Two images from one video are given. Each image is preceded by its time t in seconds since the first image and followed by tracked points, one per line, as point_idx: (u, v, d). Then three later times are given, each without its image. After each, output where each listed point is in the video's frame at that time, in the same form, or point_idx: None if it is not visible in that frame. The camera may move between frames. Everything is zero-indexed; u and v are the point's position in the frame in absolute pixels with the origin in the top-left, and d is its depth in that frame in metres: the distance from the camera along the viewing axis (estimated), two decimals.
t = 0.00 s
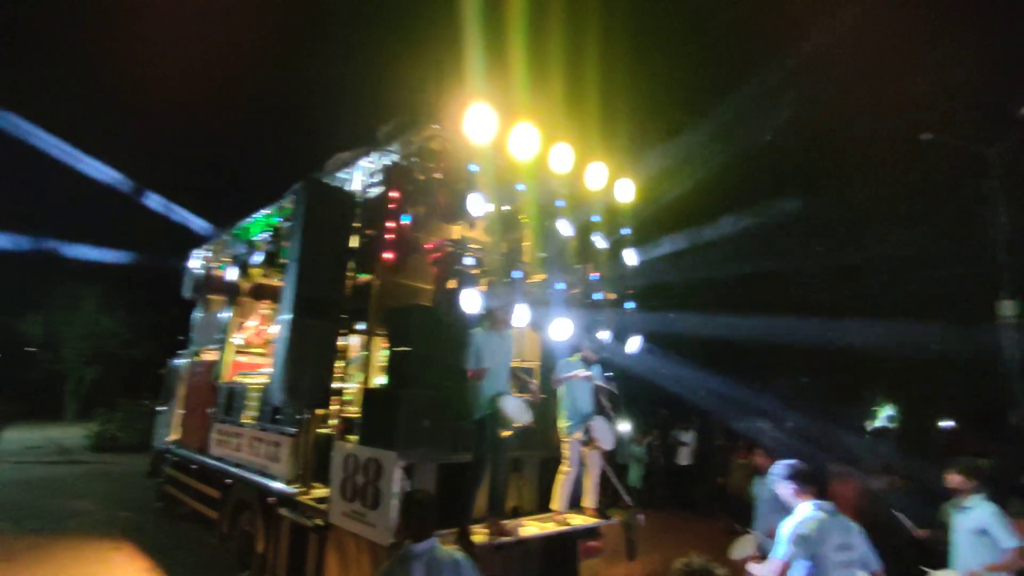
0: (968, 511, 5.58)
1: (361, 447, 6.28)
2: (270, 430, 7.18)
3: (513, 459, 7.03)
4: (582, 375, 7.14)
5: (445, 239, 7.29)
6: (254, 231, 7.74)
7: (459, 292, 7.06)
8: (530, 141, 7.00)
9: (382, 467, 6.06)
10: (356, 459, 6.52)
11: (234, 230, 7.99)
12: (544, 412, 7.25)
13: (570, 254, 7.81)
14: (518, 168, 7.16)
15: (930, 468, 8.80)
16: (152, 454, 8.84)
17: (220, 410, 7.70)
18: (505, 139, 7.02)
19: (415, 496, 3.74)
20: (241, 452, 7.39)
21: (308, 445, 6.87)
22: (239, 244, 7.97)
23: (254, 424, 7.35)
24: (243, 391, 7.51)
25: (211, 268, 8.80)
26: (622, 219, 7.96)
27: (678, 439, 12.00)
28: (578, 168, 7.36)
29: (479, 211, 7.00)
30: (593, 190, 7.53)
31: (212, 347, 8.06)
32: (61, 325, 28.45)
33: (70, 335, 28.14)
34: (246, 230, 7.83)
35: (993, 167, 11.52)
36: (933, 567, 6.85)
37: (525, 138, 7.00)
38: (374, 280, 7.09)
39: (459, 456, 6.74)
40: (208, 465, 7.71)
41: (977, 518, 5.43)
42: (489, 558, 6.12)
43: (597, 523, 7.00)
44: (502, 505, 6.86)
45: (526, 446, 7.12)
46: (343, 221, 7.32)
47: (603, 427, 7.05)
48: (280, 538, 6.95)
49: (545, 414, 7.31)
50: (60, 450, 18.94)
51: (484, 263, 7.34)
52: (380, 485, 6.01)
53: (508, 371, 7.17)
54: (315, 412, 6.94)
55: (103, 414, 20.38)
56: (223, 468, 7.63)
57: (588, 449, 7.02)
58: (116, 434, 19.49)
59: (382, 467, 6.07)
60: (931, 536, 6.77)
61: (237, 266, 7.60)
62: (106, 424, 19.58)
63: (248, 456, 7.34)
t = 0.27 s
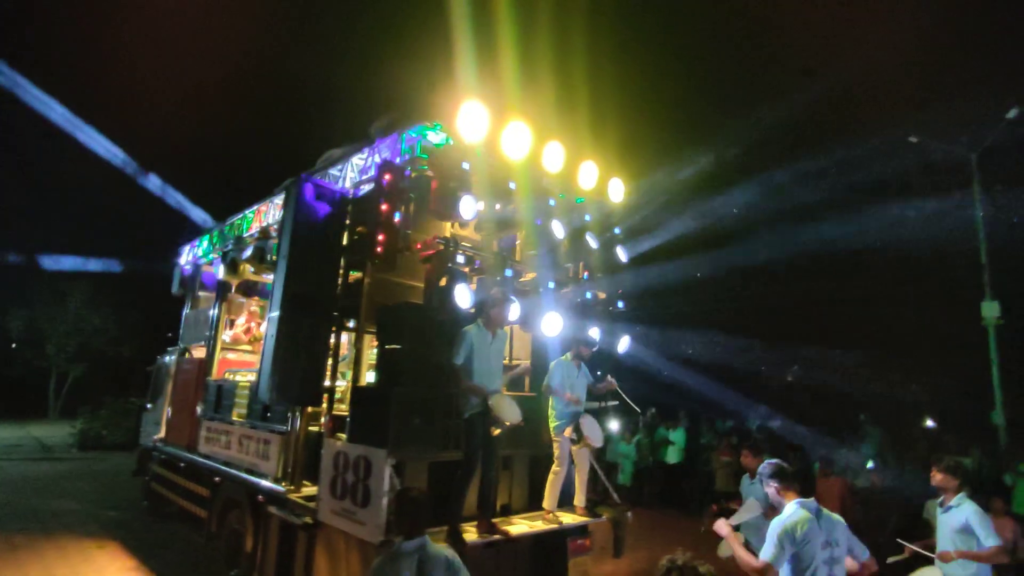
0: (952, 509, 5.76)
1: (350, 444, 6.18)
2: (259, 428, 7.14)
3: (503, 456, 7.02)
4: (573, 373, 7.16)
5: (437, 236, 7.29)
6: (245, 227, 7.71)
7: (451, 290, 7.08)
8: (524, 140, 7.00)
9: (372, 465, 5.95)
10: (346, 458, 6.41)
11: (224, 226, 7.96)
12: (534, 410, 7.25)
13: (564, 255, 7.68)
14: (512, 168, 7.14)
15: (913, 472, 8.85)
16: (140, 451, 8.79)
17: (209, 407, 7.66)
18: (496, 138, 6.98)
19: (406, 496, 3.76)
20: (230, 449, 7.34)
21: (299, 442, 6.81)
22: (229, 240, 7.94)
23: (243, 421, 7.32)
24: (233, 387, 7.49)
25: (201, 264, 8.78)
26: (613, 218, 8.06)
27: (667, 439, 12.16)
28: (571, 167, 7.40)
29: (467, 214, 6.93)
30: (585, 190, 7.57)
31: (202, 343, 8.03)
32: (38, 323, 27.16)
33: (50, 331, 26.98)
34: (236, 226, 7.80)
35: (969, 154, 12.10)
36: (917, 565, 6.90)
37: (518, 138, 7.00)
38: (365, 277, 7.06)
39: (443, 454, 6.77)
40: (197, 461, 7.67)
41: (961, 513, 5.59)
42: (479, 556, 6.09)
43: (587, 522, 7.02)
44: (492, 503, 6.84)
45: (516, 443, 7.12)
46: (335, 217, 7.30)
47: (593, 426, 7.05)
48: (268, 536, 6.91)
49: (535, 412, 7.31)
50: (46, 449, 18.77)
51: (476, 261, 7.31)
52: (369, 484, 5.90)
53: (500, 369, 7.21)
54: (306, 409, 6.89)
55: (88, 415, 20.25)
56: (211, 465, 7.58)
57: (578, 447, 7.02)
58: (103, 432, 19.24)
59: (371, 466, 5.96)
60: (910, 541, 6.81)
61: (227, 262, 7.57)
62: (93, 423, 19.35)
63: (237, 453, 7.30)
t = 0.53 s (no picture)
0: (943, 506, 5.63)
1: (347, 439, 6.11)
2: (253, 423, 7.09)
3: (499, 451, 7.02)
4: (570, 371, 7.26)
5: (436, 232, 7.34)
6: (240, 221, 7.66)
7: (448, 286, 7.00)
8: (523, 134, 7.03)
9: (369, 460, 5.86)
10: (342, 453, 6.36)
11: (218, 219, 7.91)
12: (530, 406, 7.25)
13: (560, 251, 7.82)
14: (510, 163, 7.20)
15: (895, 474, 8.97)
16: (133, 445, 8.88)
17: (202, 402, 7.70)
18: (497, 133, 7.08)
19: (405, 490, 3.75)
20: (223, 445, 7.34)
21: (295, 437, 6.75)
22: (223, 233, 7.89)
23: (236, 417, 7.30)
24: (227, 383, 7.50)
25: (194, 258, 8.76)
26: (609, 214, 8.19)
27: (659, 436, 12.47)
28: (565, 163, 7.54)
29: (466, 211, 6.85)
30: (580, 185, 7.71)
31: (196, 337, 8.03)
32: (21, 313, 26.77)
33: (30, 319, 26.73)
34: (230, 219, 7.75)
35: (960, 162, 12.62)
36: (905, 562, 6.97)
37: (516, 134, 6.95)
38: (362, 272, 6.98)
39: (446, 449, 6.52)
40: (189, 457, 7.71)
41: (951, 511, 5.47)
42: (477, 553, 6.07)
43: (581, 518, 7.05)
44: (488, 498, 6.83)
45: (511, 439, 7.12)
46: (332, 211, 7.26)
47: (589, 423, 7.11)
48: (261, 531, 6.85)
49: (530, 407, 7.31)
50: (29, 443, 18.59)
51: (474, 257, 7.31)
52: (367, 479, 5.79)
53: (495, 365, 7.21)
54: (302, 404, 6.82)
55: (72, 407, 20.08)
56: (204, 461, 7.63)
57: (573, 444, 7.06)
58: (92, 426, 19.06)
59: (369, 462, 5.86)
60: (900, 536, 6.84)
61: (222, 256, 7.53)
62: (81, 417, 19.12)
63: (230, 449, 7.30)
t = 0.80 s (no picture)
0: (935, 501, 5.56)
1: (342, 434, 5.93)
2: (249, 418, 7.06)
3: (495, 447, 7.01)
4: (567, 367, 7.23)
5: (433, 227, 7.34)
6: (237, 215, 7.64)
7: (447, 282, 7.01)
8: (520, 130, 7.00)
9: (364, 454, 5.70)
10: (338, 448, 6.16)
11: (215, 213, 7.89)
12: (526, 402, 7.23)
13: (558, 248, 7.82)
14: (507, 159, 7.21)
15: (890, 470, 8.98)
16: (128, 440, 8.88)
17: (198, 396, 7.68)
18: (495, 129, 7.02)
19: (403, 483, 3.53)
20: (219, 440, 7.32)
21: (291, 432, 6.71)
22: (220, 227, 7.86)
23: (232, 412, 7.29)
24: (223, 377, 7.48)
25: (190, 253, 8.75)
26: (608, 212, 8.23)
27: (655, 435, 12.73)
28: (565, 160, 7.47)
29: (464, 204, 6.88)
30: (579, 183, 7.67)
31: (192, 332, 8.01)
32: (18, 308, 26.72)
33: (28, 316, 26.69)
34: (227, 213, 7.73)
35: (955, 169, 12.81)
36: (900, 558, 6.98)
37: (514, 129, 6.95)
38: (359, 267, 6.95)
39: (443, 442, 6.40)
40: (185, 451, 7.70)
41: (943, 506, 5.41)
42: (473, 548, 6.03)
43: (578, 513, 7.07)
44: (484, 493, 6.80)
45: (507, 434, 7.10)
46: (329, 205, 7.22)
47: (586, 418, 7.08)
48: (257, 526, 6.82)
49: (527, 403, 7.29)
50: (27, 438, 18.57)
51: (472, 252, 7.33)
52: (361, 472, 5.65)
53: (492, 361, 7.22)
54: (298, 399, 6.78)
55: (70, 403, 20.08)
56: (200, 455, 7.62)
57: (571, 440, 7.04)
58: (88, 421, 19.08)
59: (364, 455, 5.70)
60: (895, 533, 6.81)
61: (219, 250, 7.50)
62: (76, 412, 19.13)
63: (226, 444, 7.28)
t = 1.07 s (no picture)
0: (932, 498, 5.52)
1: (341, 430, 5.92)
2: (249, 414, 7.08)
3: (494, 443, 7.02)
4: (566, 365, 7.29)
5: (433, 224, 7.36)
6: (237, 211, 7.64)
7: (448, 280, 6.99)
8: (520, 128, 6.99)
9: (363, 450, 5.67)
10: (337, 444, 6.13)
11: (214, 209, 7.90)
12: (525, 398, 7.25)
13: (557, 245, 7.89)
14: (506, 158, 7.21)
15: (886, 470, 9.00)
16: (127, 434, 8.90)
17: (198, 391, 7.70)
18: (496, 127, 6.98)
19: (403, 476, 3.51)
20: (219, 435, 7.34)
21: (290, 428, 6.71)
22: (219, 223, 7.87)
23: (232, 407, 7.30)
24: (222, 373, 7.50)
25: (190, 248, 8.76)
26: (607, 211, 8.27)
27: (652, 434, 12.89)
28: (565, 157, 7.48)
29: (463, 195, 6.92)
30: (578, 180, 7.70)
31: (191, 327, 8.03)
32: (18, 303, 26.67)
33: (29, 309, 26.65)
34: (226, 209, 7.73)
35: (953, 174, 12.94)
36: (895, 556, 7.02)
37: (514, 127, 6.94)
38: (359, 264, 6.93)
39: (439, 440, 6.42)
40: (185, 446, 7.72)
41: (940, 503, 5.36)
42: (471, 545, 6.04)
43: (575, 510, 7.09)
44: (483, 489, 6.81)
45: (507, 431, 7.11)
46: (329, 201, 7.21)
47: (584, 416, 7.13)
48: (256, 521, 6.83)
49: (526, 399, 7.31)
50: (28, 433, 18.56)
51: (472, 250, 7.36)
52: (360, 467, 5.63)
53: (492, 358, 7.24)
54: (298, 395, 6.79)
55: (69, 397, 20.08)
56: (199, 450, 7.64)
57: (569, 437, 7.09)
58: (86, 417, 19.04)
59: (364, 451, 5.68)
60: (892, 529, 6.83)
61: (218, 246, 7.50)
62: (75, 408, 19.08)
63: (225, 439, 7.30)
